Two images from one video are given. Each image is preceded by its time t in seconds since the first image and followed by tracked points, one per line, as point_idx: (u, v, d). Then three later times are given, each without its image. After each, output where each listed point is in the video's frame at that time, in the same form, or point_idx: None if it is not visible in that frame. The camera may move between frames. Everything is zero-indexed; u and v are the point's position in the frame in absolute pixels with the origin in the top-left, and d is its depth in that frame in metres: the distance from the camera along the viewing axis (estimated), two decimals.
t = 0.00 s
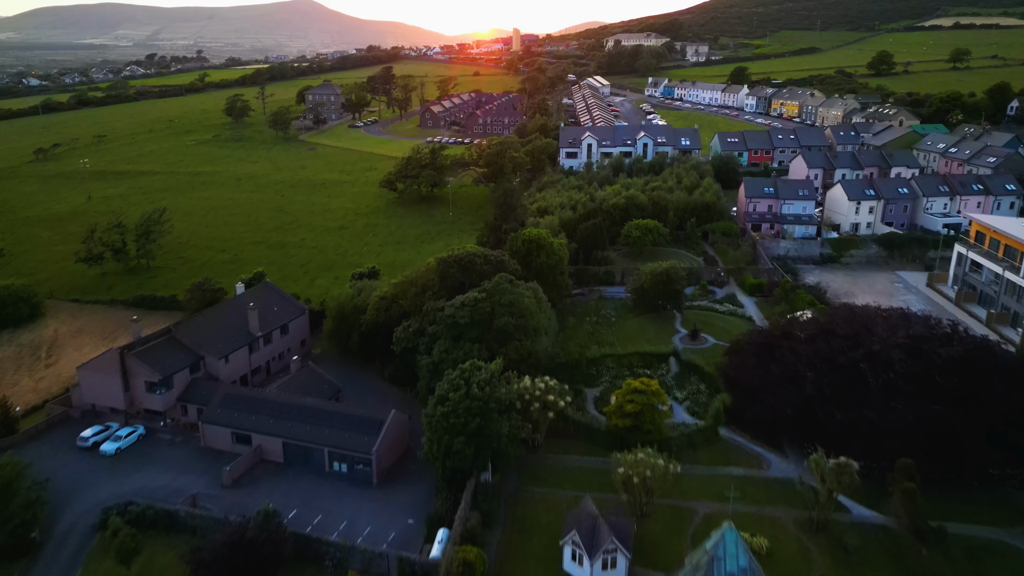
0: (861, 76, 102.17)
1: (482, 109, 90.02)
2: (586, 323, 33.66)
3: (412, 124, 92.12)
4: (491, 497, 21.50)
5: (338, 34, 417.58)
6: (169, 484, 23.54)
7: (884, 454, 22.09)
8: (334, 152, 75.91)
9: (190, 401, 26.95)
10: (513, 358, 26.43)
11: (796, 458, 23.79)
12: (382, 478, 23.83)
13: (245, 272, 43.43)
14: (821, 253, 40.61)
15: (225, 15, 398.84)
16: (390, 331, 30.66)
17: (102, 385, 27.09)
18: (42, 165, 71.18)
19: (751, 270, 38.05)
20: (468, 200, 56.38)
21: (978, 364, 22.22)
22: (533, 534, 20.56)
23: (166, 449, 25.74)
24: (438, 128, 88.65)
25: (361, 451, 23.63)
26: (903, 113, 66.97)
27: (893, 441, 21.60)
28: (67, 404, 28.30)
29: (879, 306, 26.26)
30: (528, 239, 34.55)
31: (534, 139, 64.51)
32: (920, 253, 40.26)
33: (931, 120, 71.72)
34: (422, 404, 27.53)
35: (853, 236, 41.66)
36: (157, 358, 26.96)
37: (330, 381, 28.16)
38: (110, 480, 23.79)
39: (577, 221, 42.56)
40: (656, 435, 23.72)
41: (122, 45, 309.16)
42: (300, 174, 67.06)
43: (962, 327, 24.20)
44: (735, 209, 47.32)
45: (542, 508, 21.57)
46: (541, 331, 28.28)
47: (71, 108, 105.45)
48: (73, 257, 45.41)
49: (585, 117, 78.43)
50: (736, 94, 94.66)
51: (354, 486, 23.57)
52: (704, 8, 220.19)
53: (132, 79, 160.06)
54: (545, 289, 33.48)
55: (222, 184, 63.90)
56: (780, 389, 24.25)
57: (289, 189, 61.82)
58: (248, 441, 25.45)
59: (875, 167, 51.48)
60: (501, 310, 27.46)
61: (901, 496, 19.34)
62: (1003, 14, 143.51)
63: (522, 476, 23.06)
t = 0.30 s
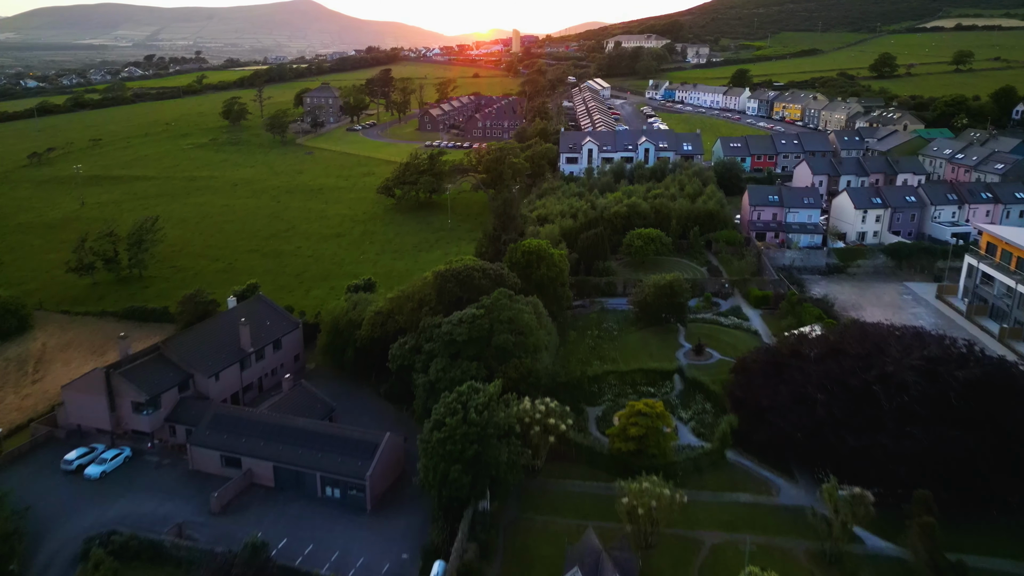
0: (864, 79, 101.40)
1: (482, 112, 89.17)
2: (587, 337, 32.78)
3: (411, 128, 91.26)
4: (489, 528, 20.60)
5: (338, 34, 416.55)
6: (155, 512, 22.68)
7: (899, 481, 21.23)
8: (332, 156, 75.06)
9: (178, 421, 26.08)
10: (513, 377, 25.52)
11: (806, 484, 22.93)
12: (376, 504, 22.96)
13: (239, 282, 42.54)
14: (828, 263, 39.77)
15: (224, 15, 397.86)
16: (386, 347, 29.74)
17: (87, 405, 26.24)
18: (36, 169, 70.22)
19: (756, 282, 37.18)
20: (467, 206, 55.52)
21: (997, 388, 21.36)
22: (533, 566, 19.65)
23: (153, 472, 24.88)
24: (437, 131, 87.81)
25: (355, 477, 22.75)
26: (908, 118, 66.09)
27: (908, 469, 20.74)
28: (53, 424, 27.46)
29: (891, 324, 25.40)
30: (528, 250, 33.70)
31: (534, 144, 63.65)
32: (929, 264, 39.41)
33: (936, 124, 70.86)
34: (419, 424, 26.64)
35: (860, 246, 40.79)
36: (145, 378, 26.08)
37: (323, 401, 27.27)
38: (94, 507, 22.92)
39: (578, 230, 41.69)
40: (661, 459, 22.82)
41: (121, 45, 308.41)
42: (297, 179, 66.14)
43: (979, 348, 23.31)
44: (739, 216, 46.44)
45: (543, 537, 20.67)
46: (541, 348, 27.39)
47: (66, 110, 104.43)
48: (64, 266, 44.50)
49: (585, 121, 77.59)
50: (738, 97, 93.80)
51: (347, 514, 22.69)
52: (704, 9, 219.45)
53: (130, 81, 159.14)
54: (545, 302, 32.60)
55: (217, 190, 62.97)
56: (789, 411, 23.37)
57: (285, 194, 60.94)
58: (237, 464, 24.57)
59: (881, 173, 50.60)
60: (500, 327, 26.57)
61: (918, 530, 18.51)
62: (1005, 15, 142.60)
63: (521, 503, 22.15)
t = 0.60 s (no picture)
0: (866, 82, 100.61)
1: (481, 116, 88.33)
2: (589, 352, 31.91)
3: (409, 131, 90.38)
4: (487, 560, 19.71)
5: (337, 35, 416.08)
6: (140, 541, 21.80)
7: (915, 512, 20.34)
8: (330, 160, 74.25)
9: (166, 443, 25.21)
10: (511, 399, 24.63)
11: (817, 512, 22.08)
12: (370, 533, 22.07)
13: (232, 292, 41.62)
14: (834, 274, 38.90)
15: (224, 15, 397.34)
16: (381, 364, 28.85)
17: (72, 426, 25.38)
18: (30, 174, 69.34)
19: (761, 294, 36.31)
20: (466, 213, 54.64)
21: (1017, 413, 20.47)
22: None
23: (138, 498, 23.98)
24: (436, 135, 87.00)
25: (347, 504, 21.85)
26: (912, 122, 65.30)
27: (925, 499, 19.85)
28: (37, 445, 26.58)
29: (903, 343, 24.51)
30: (528, 263, 32.86)
31: (533, 149, 62.77)
32: (937, 274, 38.57)
33: (940, 128, 70.01)
34: (415, 447, 25.74)
35: (867, 256, 39.91)
36: (131, 399, 25.19)
37: (316, 421, 26.40)
38: (77, 537, 22.03)
39: (579, 239, 40.81)
40: (666, 486, 21.95)
41: (120, 45, 307.40)
42: (294, 184, 65.23)
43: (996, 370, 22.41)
44: (743, 225, 45.54)
45: (543, 569, 19.79)
46: (541, 367, 26.49)
47: (62, 113, 103.47)
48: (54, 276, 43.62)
49: (586, 125, 76.73)
50: (740, 100, 92.93)
51: (340, 543, 21.81)
52: (704, 10, 218.84)
53: (128, 82, 158.07)
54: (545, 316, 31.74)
55: (212, 196, 62.07)
56: (800, 436, 22.49)
57: (282, 200, 60.06)
58: (225, 490, 23.67)
59: (886, 180, 49.73)
60: (499, 345, 25.67)
61: (938, 568, 17.66)
62: (1008, 16, 141.79)
63: (521, 533, 21.26)
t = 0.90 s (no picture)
0: (868, 85, 99.79)
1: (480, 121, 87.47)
2: (590, 369, 31.03)
3: (408, 136, 89.49)
4: None
5: (336, 37, 415.73)
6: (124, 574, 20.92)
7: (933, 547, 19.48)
8: (327, 166, 73.39)
9: (152, 468, 24.32)
10: (511, 423, 23.73)
11: (829, 544, 21.22)
12: (363, 565, 21.20)
13: (225, 304, 40.68)
14: (841, 287, 38.03)
15: (223, 16, 396.66)
16: (376, 384, 27.95)
17: (55, 451, 24.50)
18: (23, 180, 68.38)
19: (767, 308, 35.42)
20: (465, 221, 53.76)
21: None
22: None
23: (124, 526, 23.09)
24: (434, 140, 86.14)
25: (340, 536, 20.98)
26: (916, 128, 64.39)
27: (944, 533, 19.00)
28: (20, 469, 25.67)
29: (918, 365, 23.65)
30: (528, 277, 32.07)
31: (533, 156, 61.89)
32: (947, 287, 37.69)
33: (945, 134, 69.19)
34: (411, 472, 24.87)
35: (875, 268, 39.02)
36: (117, 423, 24.31)
37: (309, 445, 25.52)
38: (59, 569, 21.14)
39: (580, 251, 39.94)
40: (672, 516, 21.07)
41: (120, 47, 306.43)
42: (290, 191, 64.30)
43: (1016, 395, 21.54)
44: (747, 235, 44.66)
45: None
46: (542, 388, 25.58)
47: (57, 116, 102.44)
48: (44, 288, 42.67)
49: (586, 130, 75.79)
50: (741, 105, 92.09)
51: None
52: (705, 13, 218.26)
53: (124, 85, 156.93)
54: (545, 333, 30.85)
55: (207, 203, 61.13)
56: (811, 463, 21.63)
57: (278, 208, 59.19)
58: (214, 519, 22.80)
59: (893, 189, 48.86)
60: (498, 366, 24.74)
61: None
62: (1009, 19, 141.05)
63: (521, 566, 20.38)
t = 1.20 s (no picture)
0: (870, 94, 99.18)
1: (479, 131, 86.84)
2: (592, 393, 30.10)
3: (407, 146, 88.83)
4: None
5: (336, 44, 416.40)
6: None
7: None
8: (325, 177, 72.63)
9: (136, 501, 23.38)
10: (510, 454, 22.77)
11: None
12: None
13: (219, 322, 39.78)
14: (848, 305, 37.18)
15: (223, 23, 397.09)
16: (371, 410, 27.01)
17: (36, 483, 23.58)
18: (16, 191, 67.44)
19: (773, 328, 34.50)
20: (463, 234, 52.90)
21: None
22: None
23: (106, 563, 22.12)
24: (433, 150, 85.40)
25: None
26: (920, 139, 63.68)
27: None
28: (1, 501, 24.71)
29: (933, 395, 22.78)
30: (528, 298, 31.22)
31: (533, 168, 61.14)
32: (957, 305, 36.85)
33: (949, 145, 68.46)
34: (407, 504, 23.92)
35: (883, 286, 38.13)
36: (100, 453, 23.38)
37: (300, 475, 24.58)
38: None
39: (581, 267, 39.05)
40: (679, 555, 20.14)
41: (120, 54, 306.30)
42: (287, 203, 63.46)
43: None
44: (751, 250, 43.79)
45: None
46: (542, 416, 24.64)
47: (54, 125, 101.67)
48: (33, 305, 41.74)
49: (587, 140, 75.09)
50: (742, 114, 91.45)
51: None
52: (704, 21, 218.23)
53: (124, 94, 156.44)
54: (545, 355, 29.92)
55: (203, 215, 60.25)
56: (824, 499, 20.73)
57: (275, 220, 58.34)
58: (200, 555, 21.84)
59: (898, 203, 48.07)
60: (496, 395, 23.82)
61: None
62: (1010, 27, 140.70)
63: None
